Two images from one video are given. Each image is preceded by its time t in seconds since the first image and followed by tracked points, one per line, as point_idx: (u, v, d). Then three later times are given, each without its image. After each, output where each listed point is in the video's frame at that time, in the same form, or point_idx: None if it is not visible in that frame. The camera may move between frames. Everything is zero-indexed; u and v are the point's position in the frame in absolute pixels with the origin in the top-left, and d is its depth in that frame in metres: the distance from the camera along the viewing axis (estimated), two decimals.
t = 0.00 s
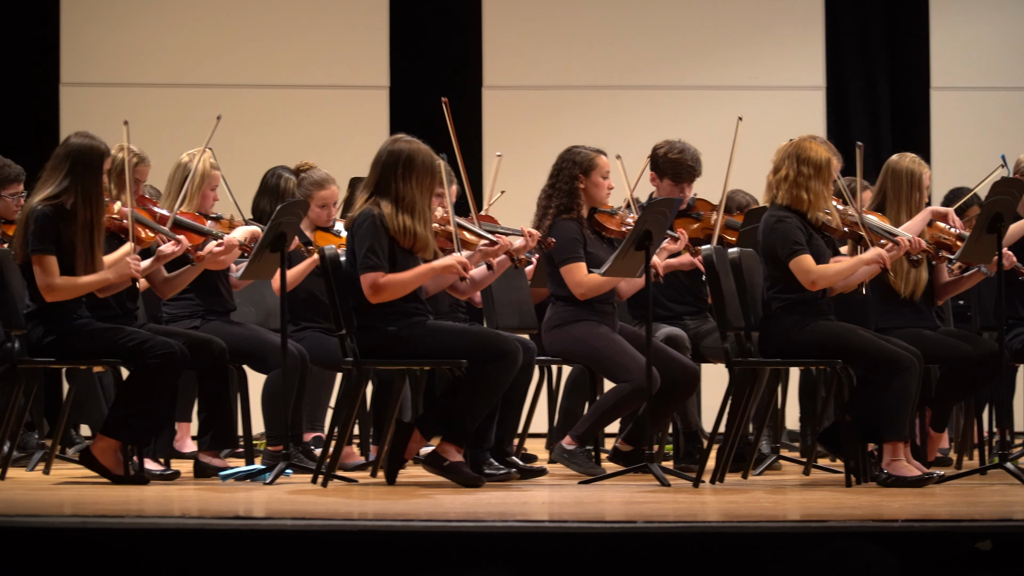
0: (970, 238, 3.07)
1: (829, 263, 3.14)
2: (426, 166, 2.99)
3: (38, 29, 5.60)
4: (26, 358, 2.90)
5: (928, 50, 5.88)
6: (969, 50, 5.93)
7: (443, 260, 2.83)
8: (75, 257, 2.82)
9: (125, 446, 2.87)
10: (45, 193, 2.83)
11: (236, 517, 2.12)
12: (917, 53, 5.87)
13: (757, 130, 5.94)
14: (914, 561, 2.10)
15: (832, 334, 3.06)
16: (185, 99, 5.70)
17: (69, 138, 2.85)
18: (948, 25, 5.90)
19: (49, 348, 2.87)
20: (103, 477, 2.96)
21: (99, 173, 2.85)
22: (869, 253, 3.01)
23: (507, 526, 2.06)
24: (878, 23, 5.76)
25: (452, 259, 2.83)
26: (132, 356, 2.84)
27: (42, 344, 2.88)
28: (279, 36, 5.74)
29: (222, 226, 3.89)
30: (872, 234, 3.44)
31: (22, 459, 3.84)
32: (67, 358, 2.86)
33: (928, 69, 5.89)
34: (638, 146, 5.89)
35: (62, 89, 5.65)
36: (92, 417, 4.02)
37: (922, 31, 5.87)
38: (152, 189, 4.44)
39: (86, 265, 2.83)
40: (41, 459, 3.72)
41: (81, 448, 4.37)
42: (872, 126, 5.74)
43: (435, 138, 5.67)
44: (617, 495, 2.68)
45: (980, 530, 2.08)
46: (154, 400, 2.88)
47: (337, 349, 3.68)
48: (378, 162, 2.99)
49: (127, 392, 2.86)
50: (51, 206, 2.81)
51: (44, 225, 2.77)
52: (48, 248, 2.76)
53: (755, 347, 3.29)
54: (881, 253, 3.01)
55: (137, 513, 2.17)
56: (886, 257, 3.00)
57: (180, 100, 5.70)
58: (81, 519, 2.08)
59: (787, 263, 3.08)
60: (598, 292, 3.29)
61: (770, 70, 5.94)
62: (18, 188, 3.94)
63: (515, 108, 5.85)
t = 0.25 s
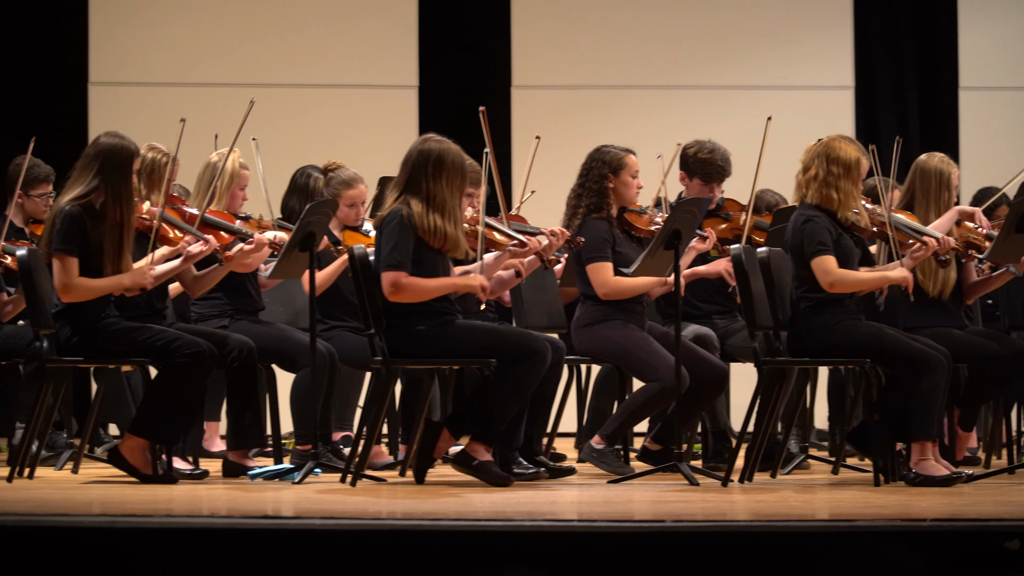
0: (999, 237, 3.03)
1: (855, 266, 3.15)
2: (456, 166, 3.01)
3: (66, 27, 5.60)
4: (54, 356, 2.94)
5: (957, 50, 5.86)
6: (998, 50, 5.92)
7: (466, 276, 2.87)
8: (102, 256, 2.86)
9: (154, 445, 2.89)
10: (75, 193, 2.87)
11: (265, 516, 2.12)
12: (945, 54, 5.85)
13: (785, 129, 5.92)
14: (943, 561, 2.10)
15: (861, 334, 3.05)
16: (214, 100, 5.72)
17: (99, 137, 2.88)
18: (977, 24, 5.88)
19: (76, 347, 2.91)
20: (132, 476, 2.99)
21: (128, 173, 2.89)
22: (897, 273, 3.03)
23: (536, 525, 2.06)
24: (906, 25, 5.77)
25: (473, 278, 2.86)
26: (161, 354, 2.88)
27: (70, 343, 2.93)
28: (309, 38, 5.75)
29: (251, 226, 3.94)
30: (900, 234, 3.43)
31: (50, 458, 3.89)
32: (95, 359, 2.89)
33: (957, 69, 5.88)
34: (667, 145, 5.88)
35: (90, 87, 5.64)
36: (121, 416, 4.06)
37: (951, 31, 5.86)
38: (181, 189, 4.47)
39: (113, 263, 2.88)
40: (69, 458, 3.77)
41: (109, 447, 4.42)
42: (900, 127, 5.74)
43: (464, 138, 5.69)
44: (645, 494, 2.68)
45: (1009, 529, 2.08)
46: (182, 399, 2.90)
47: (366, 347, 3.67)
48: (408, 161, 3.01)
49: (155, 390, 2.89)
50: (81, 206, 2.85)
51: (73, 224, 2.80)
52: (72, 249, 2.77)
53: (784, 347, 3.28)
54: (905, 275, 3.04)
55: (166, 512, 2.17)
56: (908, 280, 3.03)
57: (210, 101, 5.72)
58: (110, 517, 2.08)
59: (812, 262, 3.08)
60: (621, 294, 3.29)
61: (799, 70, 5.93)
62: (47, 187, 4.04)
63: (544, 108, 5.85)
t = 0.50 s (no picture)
0: None
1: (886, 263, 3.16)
2: (486, 165, 3.01)
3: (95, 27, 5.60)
4: (83, 355, 2.96)
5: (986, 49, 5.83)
6: None
7: (502, 265, 2.86)
8: (132, 256, 2.89)
9: (183, 445, 2.93)
10: (103, 192, 2.91)
11: (295, 517, 2.12)
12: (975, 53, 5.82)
13: (816, 126, 5.87)
14: (973, 561, 2.09)
15: (891, 334, 3.04)
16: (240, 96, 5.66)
17: (128, 137, 2.92)
18: (1008, 22, 5.84)
19: (106, 347, 2.94)
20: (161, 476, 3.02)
21: (157, 173, 2.91)
22: (932, 262, 3.02)
23: (566, 525, 2.06)
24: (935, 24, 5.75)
25: (511, 265, 2.85)
26: (191, 354, 2.90)
27: (99, 343, 2.96)
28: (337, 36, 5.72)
29: (280, 226, 3.97)
30: (929, 233, 3.38)
31: (80, 458, 3.94)
32: (123, 359, 2.91)
33: (986, 68, 5.84)
34: (697, 145, 5.86)
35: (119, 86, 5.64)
36: (149, 415, 4.10)
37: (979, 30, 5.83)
38: (211, 189, 4.51)
39: (144, 263, 2.90)
40: (97, 458, 3.81)
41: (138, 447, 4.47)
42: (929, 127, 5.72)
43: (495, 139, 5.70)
44: (676, 494, 2.67)
45: None
46: (212, 399, 2.94)
47: (396, 348, 3.71)
48: (438, 161, 3.02)
49: (185, 389, 2.92)
50: (109, 205, 2.89)
51: (101, 224, 2.84)
52: (103, 248, 2.83)
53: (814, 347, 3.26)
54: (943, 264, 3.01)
55: (196, 512, 2.17)
56: (946, 268, 3.01)
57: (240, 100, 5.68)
58: (141, 518, 2.08)
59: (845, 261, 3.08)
60: (654, 290, 3.28)
61: (828, 69, 5.89)
62: (77, 187, 4.10)
63: (574, 108, 5.84)
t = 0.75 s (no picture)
0: None
1: (913, 262, 3.13)
2: (513, 164, 3.02)
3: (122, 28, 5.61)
4: (110, 355, 2.97)
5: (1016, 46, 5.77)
6: None
7: (532, 264, 2.86)
8: (160, 255, 2.92)
9: (210, 444, 2.95)
10: (131, 192, 2.93)
11: (322, 516, 2.12)
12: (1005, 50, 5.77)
13: (845, 125, 5.84)
14: (1001, 559, 2.08)
15: (918, 333, 3.02)
16: (271, 99, 5.70)
17: (155, 137, 2.95)
18: None
19: (133, 346, 2.97)
20: (188, 476, 3.04)
21: (184, 171, 2.94)
22: (959, 260, 3.02)
23: (595, 525, 2.06)
24: (964, 22, 5.70)
25: (539, 265, 2.85)
26: (218, 353, 2.93)
27: (126, 342, 2.99)
28: (365, 37, 5.74)
29: (309, 225, 4.00)
30: (956, 233, 3.39)
31: (107, 458, 3.97)
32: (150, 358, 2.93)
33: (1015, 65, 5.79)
34: (725, 144, 5.84)
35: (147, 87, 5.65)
36: (178, 414, 4.15)
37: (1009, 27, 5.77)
38: (239, 189, 4.54)
39: (171, 262, 2.94)
40: (125, 458, 3.84)
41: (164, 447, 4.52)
42: (957, 126, 5.67)
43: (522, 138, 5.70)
44: (704, 492, 2.67)
45: None
46: (238, 398, 2.96)
47: (424, 347, 3.72)
48: (465, 161, 3.03)
49: (213, 389, 2.94)
50: (137, 205, 2.91)
51: (129, 224, 2.87)
52: (132, 248, 2.85)
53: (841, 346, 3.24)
54: (968, 261, 3.02)
55: (223, 511, 2.17)
56: (972, 265, 3.02)
57: (269, 100, 5.70)
58: (165, 517, 2.08)
59: (873, 263, 3.07)
60: (684, 288, 3.27)
61: (856, 68, 5.86)
62: (104, 186, 4.17)
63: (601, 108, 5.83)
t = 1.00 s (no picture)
0: None
1: (935, 262, 3.10)
2: (534, 164, 3.02)
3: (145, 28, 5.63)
4: (131, 354, 2.97)
5: None
6: None
7: (554, 264, 2.88)
8: (182, 255, 2.94)
9: (231, 443, 2.97)
10: (152, 192, 2.95)
11: (344, 515, 2.13)
12: None
13: (867, 124, 5.81)
14: None
15: (938, 331, 3.01)
16: (293, 97, 5.70)
17: (177, 136, 2.98)
18: None
19: (155, 345, 2.98)
20: (210, 476, 3.06)
21: (206, 171, 2.97)
22: (981, 260, 3.05)
23: (616, 524, 2.06)
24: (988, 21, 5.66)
25: (563, 264, 2.87)
26: (240, 353, 2.95)
27: (147, 341, 2.99)
28: (388, 37, 5.75)
29: (330, 224, 4.02)
30: (977, 232, 3.36)
31: (128, 457, 3.99)
32: (171, 357, 2.93)
33: None
34: (748, 143, 5.81)
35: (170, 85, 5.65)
36: (199, 413, 4.18)
37: None
38: (260, 187, 4.56)
39: (192, 261, 2.96)
40: (146, 457, 3.87)
41: (186, 447, 4.56)
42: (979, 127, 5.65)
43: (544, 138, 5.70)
44: (725, 492, 2.66)
45: None
46: (259, 397, 2.97)
47: (445, 347, 3.70)
48: (487, 160, 3.04)
49: (236, 388, 2.96)
50: (159, 205, 2.93)
51: (151, 224, 2.88)
52: (152, 248, 2.87)
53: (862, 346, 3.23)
54: (989, 260, 3.05)
55: (243, 511, 2.17)
56: (994, 266, 3.05)
57: (292, 98, 5.70)
58: (187, 516, 2.08)
59: (895, 263, 3.05)
60: (704, 291, 3.27)
61: (879, 68, 5.83)
62: (125, 185, 4.22)
63: (623, 107, 5.82)
